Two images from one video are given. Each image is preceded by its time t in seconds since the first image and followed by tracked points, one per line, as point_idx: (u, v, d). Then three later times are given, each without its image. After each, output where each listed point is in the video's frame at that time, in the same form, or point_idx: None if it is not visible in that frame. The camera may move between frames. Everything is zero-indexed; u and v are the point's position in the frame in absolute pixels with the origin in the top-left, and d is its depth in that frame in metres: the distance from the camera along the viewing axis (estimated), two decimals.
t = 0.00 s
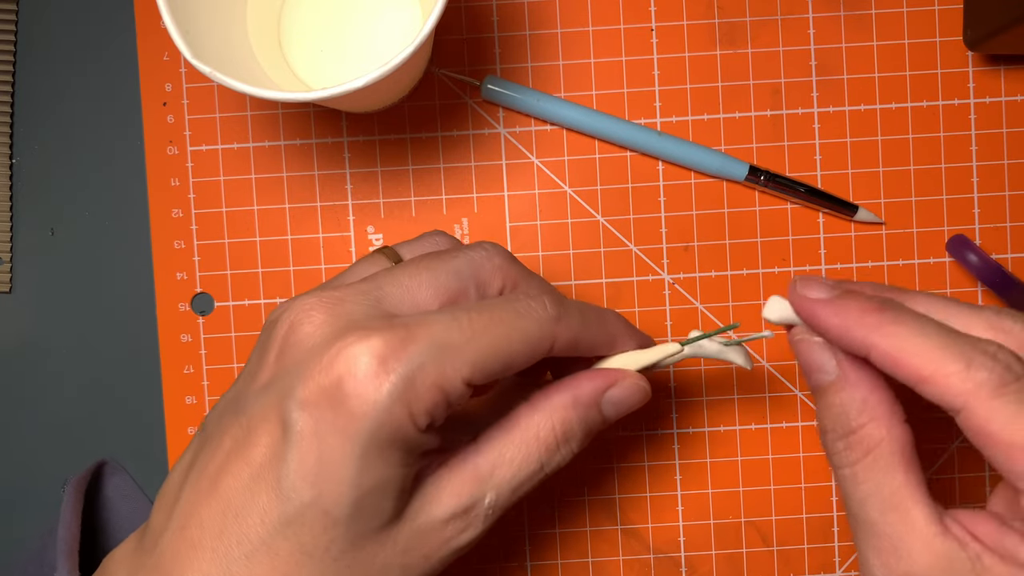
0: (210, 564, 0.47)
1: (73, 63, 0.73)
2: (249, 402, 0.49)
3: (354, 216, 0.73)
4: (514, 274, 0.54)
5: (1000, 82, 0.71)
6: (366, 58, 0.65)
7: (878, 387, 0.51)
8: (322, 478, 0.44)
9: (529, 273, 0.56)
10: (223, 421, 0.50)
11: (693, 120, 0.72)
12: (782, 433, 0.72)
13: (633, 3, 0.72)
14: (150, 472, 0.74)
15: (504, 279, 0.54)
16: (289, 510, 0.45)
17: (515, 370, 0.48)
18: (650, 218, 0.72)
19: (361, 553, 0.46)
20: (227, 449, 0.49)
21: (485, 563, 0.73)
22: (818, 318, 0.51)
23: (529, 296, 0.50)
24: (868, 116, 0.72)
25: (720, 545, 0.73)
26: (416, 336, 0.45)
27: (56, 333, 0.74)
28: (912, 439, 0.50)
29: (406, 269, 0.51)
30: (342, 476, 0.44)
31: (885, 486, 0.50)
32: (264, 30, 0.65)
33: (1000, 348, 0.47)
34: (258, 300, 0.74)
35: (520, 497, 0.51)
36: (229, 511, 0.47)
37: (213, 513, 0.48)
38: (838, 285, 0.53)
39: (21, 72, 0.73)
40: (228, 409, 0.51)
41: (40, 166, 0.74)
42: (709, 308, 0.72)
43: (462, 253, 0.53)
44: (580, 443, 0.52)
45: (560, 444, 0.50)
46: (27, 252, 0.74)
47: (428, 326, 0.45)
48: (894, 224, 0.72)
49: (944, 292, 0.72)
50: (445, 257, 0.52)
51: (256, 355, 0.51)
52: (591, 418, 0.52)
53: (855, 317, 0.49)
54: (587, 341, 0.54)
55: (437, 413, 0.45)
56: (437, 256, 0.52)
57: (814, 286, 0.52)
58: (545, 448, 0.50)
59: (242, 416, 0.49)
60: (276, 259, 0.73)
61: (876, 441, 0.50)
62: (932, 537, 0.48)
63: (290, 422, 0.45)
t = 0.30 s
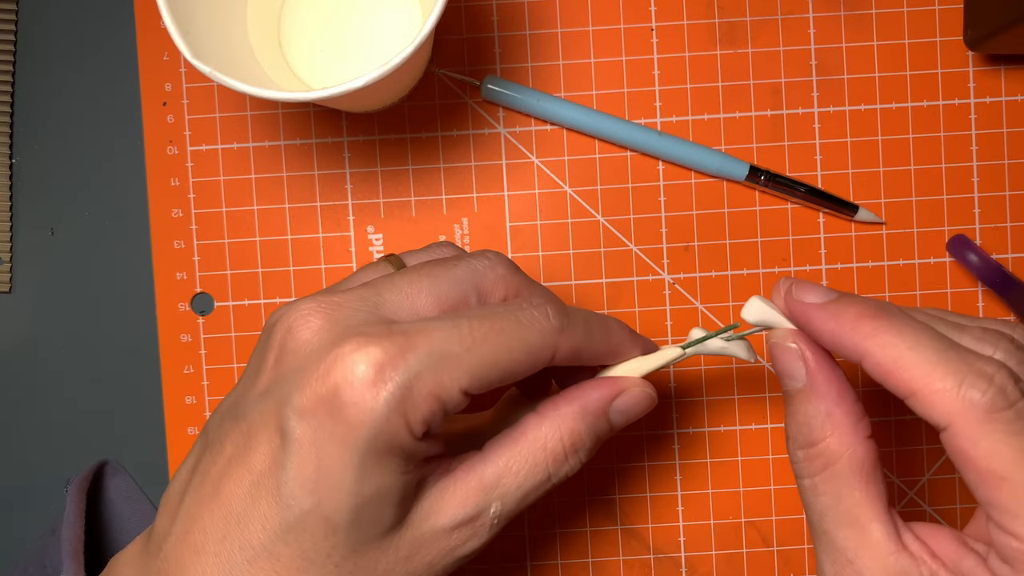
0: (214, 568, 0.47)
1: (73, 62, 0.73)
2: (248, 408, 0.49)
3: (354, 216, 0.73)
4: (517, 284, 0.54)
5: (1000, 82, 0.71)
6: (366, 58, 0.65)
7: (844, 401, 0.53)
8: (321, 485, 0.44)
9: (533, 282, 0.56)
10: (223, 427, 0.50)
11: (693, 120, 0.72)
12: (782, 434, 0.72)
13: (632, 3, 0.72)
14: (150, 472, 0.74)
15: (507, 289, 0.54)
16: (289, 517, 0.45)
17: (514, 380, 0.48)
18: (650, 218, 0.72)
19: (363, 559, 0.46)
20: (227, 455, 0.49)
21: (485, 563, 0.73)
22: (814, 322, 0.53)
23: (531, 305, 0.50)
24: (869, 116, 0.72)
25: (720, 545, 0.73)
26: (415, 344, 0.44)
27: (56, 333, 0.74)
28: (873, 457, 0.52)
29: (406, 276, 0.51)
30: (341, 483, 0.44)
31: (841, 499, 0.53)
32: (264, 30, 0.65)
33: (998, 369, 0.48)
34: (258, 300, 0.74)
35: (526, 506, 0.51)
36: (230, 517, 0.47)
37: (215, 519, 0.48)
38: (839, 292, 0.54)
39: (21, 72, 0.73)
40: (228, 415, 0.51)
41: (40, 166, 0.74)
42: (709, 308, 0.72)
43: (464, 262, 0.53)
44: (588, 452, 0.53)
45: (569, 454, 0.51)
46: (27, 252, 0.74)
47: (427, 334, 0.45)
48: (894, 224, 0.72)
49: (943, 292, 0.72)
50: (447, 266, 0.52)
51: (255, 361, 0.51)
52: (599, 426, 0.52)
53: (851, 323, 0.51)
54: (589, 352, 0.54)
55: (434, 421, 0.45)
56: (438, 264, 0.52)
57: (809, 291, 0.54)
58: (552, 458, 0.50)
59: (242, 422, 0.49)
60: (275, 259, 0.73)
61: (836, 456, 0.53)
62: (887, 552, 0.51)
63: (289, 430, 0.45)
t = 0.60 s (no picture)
0: (214, 567, 0.47)
1: (73, 62, 0.73)
2: (248, 408, 0.49)
3: (354, 216, 0.73)
4: (517, 283, 0.54)
5: (1000, 82, 0.71)
6: (366, 58, 0.65)
7: (839, 404, 0.53)
8: (321, 484, 0.44)
9: (533, 281, 0.56)
10: (223, 426, 0.50)
11: (693, 120, 0.72)
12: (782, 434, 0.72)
13: (633, 3, 0.72)
14: (150, 472, 0.74)
15: (506, 288, 0.54)
16: (289, 517, 0.45)
17: (514, 379, 0.48)
18: (650, 218, 0.72)
19: (362, 559, 0.46)
20: (227, 455, 0.49)
21: (485, 563, 0.73)
22: (811, 324, 0.53)
23: (530, 304, 0.50)
24: (869, 116, 0.72)
25: (720, 545, 0.73)
26: (414, 343, 0.44)
27: (56, 333, 0.74)
28: (867, 460, 0.52)
29: (406, 275, 0.51)
30: (341, 483, 0.44)
31: (835, 502, 0.52)
32: (264, 30, 0.65)
33: (994, 374, 0.47)
34: (259, 300, 0.73)
35: (526, 506, 0.51)
36: (230, 516, 0.47)
37: (215, 518, 0.48)
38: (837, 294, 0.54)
39: (21, 71, 0.73)
40: (227, 415, 0.51)
41: (40, 166, 0.74)
42: (709, 308, 0.72)
43: (464, 261, 0.53)
44: (588, 451, 0.53)
45: (569, 453, 0.51)
46: (27, 252, 0.74)
47: (426, 334, 0.45)
48: (894, 224, 0.72)
49: (944, 292, 0.72)
50: (447, 265, 0.52)
51: (255, 360, 0.51)
52: (599, 426, 0.52)
53: (847, 325, 0.51)
54: (589, 351, 0.54)
55: (434, 420, 0.45)
56: (438, 263, 0.52)
57: (807, 293, 0.54)
58: (553, 457, 0.50)
59: (241, 421, 0.49)
60: (275, 259, 0.73)
61: (830, 459, 0.52)
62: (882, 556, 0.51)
63: (288, 430, 0.45)
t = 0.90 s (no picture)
0: (213, 566, 0.47)
1: (73, 62, 0.73)
2: (248, 406, 0.49)
3: (354, 216, 0.73)
4: (516, 281, 0.54)
5: (1001, 82, 0.71)
6: (366, 58, 0.65)
7: (829, 411, 0.52)
8: (321, 482, 0.44)
9: (532, 280, 0.56)
10: (223, 425, 0.50)
11: (693, 120, 0.72)
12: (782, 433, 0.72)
13: (633, 3, 0.72)
14: (150, 472, 0.74)
15: (506, 287, 0.53)
16: (289, 515, 0.45)
17: (514, 377, 0.48)
18: (650, 218, 0.72)
19: (362, 557, 0.46)
20: (227, 453, 0.49)
21: (485, 563, 0.72)
22: (801, 328, 0.53)
23: (530, 302, 0.50)
24: (869, 116, 0.72)
25: (720, 545, 0.72)
26: (415, 341, 0.44)
27: (56, 332, 0.74)
28: (857, 467, 0.51)
29: (406, 274, 0.51)
30: (341, 481, 0.44)
31: (825, 509, 0.52)
32: (264, 30, 0.65)
33: (983, 379, 0.47)
34: (258, 300, 0.73)
35: (525, 504, 0.51)
36: (231, 515, 0.47)
37: (215, 517, 0.48)
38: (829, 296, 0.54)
39: (21, 71, 0.73)
40: (228, 413, 0.51)
41: (40, 166, 0.74)
42: (709, 308, 0.72)
43: (464, 260, 0.53)
44: (587, 450, 0.53)
45: (568, 452, 0.51)
46: (27, 252, 0.74)
47: (427, 332, 0.45)
48: (894, 224, 0.72)
49: (944, 292, 0.71)
50: (447, 263, 0.52)
51: (255, 359, 0.51)
52: (598, 424, 0.52)
53: (836, 330, 0.51)
54: (588, 349, 0.54)
55: (434, 418, 0.45)
56: (438, 262, 0.52)
57: (796, 296, 0.54)
58: (552, 456, 0.50)
59: (242, 420, 0.49)
60: (275, 259, 0.73)
61: (820, 466, 0.52)
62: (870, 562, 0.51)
63: (289, 428, 0.45)
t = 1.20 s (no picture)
0: (214, 565, 0.47)
1: (73, 62, 0.73)
2: (250, 406, 0.49)
3: (354, 216, 0.73)
4: (517, 281, 0.54)
5: (1001, 82, 0.71)
6: (366, 58, 0.65)
7: (824, 417, 0.52)
8: (323, 482, 0.44)
9: (533, 280, 0.56)
10: (224, 424, 0.50)
11: (693, 120, 0.72)
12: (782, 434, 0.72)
13: (633, 3, 0.72)
14: (150, 472, 0.74)
15: (507, 286, 0.53)
16: (291, 514, 0.45)
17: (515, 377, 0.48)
18: (650, 218, 0.72)
19: (363, 556, 0.46)
20: (228, 452, 0.49)
21: (485, 563, 0.72)
22: (792, 324, 0.53)
23: (531, 301, 0.50)
24: (869, 116, 0.72)
25: (720, 545, 0.72)
26: (416, 341, 0.44)
27: (56, 332, 0.74)
28: (852, 473, 0.51)
29: (407, 273, 0.51)
30: (343, 480, 0.44)
31: (822, 516, 0.52)
32: (264, 30, 0.65)
33: (975, 368, 0.47)
34: (258, 300, 0.73)
35: (526, 503, 0.51)
36: (232, 514, 0.47)
37: (216, 516, 0.48)
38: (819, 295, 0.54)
39: (21, 71, 0.73)
40: (229, 413, 0.51)
41: (40, 166, 0.74)
42: (709, 309, 0.72)
43: (465, 259, 0.53)
44: (587, 449, 0.53)
45: (569, 451, 0.51)
46: (27, 252, 0.74)
47: (428, 331, 0.45)
48: (894, 224, 0.72)
49: (944, 292, 0.71)
50: (448, 263, 0.52)
51: (256, 359, 0.51)
52: (598, 423, 0.52)
53: (828, 323, 0.51)
54: (588, 348, 0.54)
55: (435, 417, 0.45)
56: (439, 262, 0.52)
57: (786, 293, 0.54)
58: (552, 455, 0.50)
59: (243, 419, 0.49)
60: (275, 259, 0.73)
61: (815, 473, 0.51)
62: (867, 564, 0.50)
63: (290, 427, 0.45)
